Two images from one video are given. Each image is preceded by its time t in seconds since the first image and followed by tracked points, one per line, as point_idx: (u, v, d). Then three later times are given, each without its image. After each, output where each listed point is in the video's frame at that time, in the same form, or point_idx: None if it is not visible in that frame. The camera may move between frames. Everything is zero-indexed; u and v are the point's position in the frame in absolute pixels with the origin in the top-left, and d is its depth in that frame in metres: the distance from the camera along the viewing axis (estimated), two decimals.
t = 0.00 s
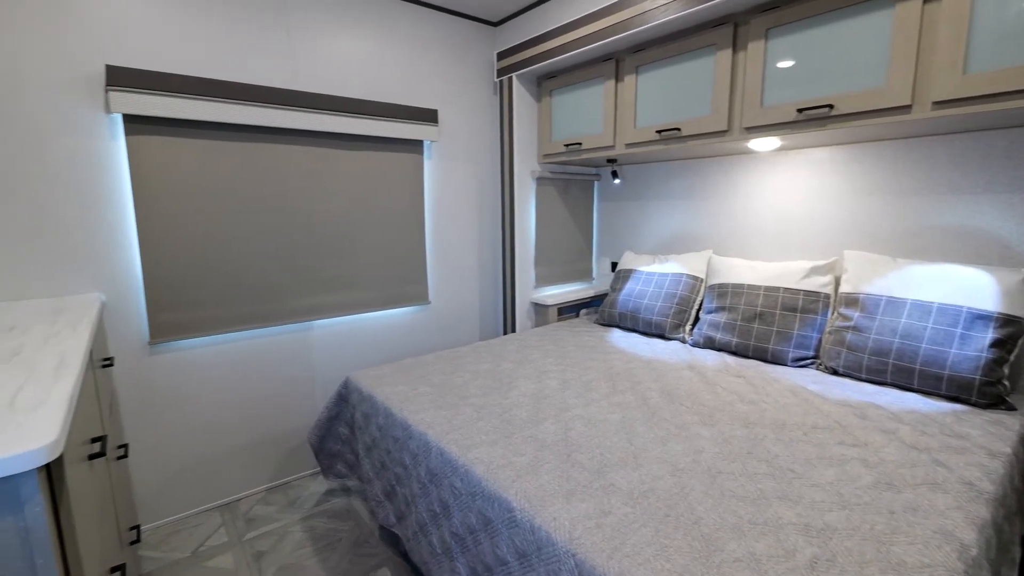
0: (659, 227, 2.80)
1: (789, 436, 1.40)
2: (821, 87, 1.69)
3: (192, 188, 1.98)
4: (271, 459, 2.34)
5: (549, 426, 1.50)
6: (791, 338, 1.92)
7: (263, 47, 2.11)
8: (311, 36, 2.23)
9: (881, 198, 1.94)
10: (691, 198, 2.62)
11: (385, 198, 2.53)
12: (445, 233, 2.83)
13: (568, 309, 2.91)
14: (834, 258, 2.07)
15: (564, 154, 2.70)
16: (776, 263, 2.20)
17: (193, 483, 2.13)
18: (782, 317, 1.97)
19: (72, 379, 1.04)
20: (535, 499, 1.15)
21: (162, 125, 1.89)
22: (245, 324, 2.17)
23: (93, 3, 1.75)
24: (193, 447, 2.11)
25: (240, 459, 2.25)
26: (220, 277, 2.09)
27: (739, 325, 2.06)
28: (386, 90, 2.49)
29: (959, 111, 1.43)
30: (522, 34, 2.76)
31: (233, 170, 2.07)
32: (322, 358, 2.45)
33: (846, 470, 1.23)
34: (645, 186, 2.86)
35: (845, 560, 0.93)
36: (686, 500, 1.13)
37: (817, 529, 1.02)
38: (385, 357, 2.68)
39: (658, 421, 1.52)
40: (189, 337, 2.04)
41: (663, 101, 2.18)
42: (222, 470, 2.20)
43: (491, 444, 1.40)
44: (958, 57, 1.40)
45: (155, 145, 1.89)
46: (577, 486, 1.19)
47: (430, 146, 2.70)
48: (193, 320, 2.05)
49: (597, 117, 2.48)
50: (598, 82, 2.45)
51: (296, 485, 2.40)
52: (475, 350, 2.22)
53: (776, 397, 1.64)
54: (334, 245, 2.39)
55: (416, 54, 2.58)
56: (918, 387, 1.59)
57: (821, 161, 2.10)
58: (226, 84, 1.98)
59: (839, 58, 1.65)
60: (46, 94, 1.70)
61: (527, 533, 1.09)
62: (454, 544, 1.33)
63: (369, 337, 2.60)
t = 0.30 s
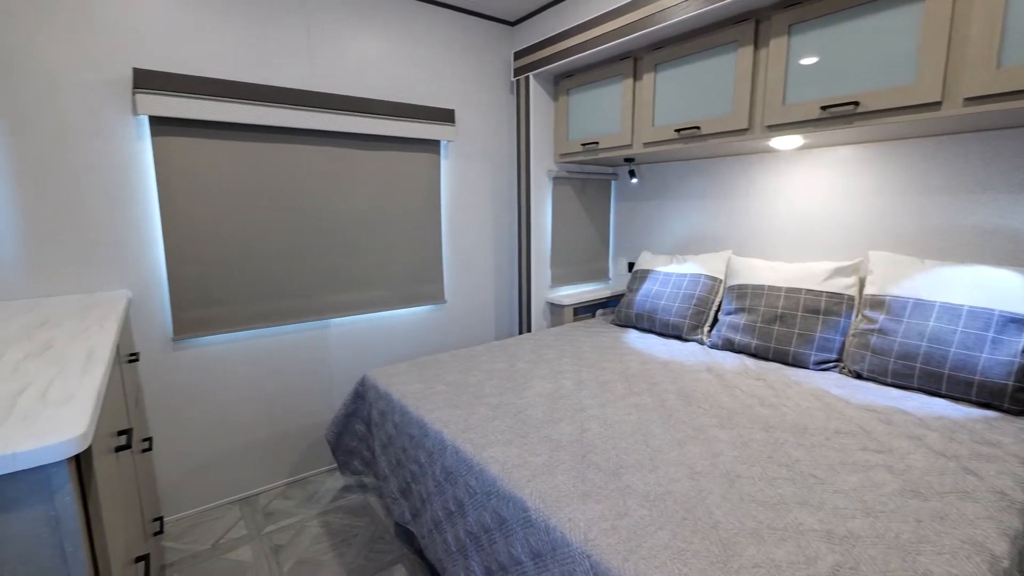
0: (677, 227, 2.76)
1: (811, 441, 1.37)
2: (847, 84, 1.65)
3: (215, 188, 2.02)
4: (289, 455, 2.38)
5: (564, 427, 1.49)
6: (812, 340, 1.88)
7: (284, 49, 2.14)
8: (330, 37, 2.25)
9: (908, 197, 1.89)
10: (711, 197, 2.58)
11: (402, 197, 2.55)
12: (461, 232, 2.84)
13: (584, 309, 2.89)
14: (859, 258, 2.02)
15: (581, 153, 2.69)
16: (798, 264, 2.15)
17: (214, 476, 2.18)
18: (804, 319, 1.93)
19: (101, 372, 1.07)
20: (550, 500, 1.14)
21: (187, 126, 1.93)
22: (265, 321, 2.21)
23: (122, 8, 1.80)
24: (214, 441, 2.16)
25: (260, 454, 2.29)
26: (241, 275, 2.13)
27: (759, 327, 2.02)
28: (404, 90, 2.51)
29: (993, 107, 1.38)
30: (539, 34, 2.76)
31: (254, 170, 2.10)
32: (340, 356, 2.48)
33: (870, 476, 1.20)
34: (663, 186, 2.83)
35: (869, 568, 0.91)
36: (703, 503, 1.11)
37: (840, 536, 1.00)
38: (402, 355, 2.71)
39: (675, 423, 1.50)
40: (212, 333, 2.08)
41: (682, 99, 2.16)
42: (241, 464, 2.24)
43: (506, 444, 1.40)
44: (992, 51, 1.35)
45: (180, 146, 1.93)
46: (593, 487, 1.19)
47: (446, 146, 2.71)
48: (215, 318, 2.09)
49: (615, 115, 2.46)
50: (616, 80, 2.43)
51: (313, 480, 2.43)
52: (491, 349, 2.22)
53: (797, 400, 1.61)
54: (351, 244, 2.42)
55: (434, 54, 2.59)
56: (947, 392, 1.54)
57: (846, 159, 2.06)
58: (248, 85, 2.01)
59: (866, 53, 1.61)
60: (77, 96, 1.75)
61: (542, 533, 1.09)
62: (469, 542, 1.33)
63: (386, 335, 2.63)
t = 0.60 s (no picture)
0: (696, 227, 2.73)
1: (833, 446, 1.34)
2: (873, 81, 1.61)
3: (238, 188, 2.07)
4: (307, 451, 2.41)
5: (580, 427, 1.49)
6: (836, 343, 1.84)
7: (304, 51, 2.17)
8: (350, 39, 2.28)
9: (937, 197, 1.84)
10: (731, 197, 2.54)
11: (420, 197, 2.57)
12: (477, 232, 2.85)
13: (600, 310, 2.88)
14: (885, 260, 1.97)
15: (598, 152, 2.68)
16: (821, 265, 2.11)
17: (234, 471, 2.22)
18: (827, 322, 1.89)
19: (127, 367, 1.10)
20: (565, 500, 1.14)
21: (211, 127, 1.98)
22: (284, 319, 2.25)
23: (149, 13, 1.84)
24: (235, 436, 2.20)
25: (278, 450, 2.33)
26: (262, 274, 2.17)
27: (780, 329, 1.99)
28: (421, 91, 2.53)
29: None
30: (556, 33, 2.75)
31: (275, 171, 2.14)
32: (358, 354, 2.51)
33: (895, 483, 1.17)
34: (681, 185, 2.80)
35: None
36: (722, 508, 1.10)
37: (863, 544, 0.97)
38: (418, 354, 2.73)
39: (693, 425, 1.48)
40: (233, 330, 2.12)
41: (701, 97, 2.13)
42: (260, 459, 2.28)
43: (521, 444, 1.40)
44: None
45: (204, 147, 1.97)
46: (609, 489, 1.18)
47: (463, 146, 2.72)
48: (237, 315, 2.13)
49: (633, 115, 2.44)
50: (634, 79, 2.42)
51: (330, 476, 2.46)
52: (507, 349, 2.23)
53: (819, 404, 1.58)
54: (369, 243, 2.45)
55: (452, 55, 2.61)
56: (977, 398, 1.49)
57: (871, 158, 2.01)
58: (270, 87, 2.05)
59: (893, 49, 1.57)
60: (105, 99, 1.81)
61: (557, 534, 1.08)
62: (483, 541, 1.33)
63: (403, 334, 2.65)
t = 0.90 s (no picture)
0: (714, 227, 2.70)
1: (856, 451, 1.31)
2: (900, 77, 1.57)
3: (258, 188, 2.10)
4: (324, 448, 2.44)
5: (595, 428, 1.48)
6: (859, 347, 1.80)
7: (324, 53, 2.20)
8: (368, 41, 2.30)
9: (966, 197, 1.78)
10: (750, 197, 2.51)
11: (436, 197, 2.58)
12: (493, 231, 2.85)
13: (616, 310, 2.86)
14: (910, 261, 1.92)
15: (615, 152, 2.66)
16: (844, 266, 2.07)
17: (253, 466, 2.26)
18: (849, 325, 1.85)
19: (153, 363, 1.13)
20: (581, 501, 1.14)
21: (232, 128, 2.01)
22: (303, 317, 2.28)
23: (174, 17, 1.89)
24: (254, 431, 2.24)
25: (296, 446, 2.36)
26: (282, 272, 2.20)
27: (801, 332, 1.95)
28: (438, 91, 2.54)
29: None
30: (573, 32, 2.74)
31: (294, 171, 2.17)
32: (374, 352, 2.53)
33: (920, 490, 1.14)
34: (699, 185, 2.77)
35: None
36: (740, 512, 1.08)
37: (887, 552, 0.95)
38: (434, 353, 2.74)
39: (710, 428, 1.46)
40: (253, 328, 2.16)
41: (721, 96, 2.10)
42: (278, 455, 2.32)
43: (536, 444, 1.40)
44: None
45: (226, 148, 2.01)
46: (625, 491, 1.17)
47: (479, 146, 2.73)
48: (257, 313, 2.17)
49: (651, 114, 2.42)
50: (652, 78, 2.40)
51: (346, 473, 2.49)
52: (522, 349, 2.22)
53: (841, 409, 1.55)
54: (386, 242, 2.47)
55: (469, 55, 2.61)
56: (1008, 405, 1.45)
57: (897, 157, 1.96)
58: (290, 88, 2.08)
59: (921, 45, 1.52)
60: (132, 102, 1.85)
61: (572, 535, 1.08)
62: (498, 541, 1.33)
63: (419, 333, 2.67)
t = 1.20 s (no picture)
0: (732, 227, 2.66)
1: (879, 457, 1.29)
2: (928, 74, 1.53)
3: (277, 189, 2.13)
4: (340, 445, 2.47)
5: (610, 429, 1.47)
6: (882, 350, 1.76)
7: (342, 55, 2.23)
8: (385, 42, 2.32)
9: (996, 197, 1.73)
10: (770, 196, 2.47)
11: (451, 197, 2.59)
12: (508, 231, 2.85)
13: (632, 310, 2.84)
14: (937, 263, 1.87)
15: (632, 152, 2.64)
16: (867, 268, 2.02)
17: (270, 462, 2.30)
18: (872, 327, 1.81)
19: (175, 359, 1.15)
20: (595, 503, 1.13)
21: (253, 129, 2.05)
22: (321, 316, 2.31)
23: (196, 21, 1.93)
24: (272, 428, 2.28)
25: (312, 443, 2.39)
26: (300, 271, 2.23)
27: (822, 334, 1.91)
28: (455, 91, 2.55)
29: None
30: (590, 31, 2.72)
31: (313, 171, 2.20)
32: (390, 351, 2.55)
33: (947, 498, 1.11)
34: (717, 185, 2.73)
35: None
36: (757, 517, 1.06)
37: (911, 561, 0.93)
38: (448, 352, 2.75)
39: (728, 431, 1.44)
40: (272, 326, 2.20)
41: (741, 94, 2.07)
42: (295, 452, 2.35)
43: (550, 444, 1.40)
44: None
45: (247, 149, 2.04)
46: (640, 493, 1.16)
47: (495, 146, 2.73)
48: (276, 311, 2.20)
49: (668, 113, 2.40)
50: (669, 76, 2.37)
51: (361, 470, 2.51)
52: (536, 349, 2.22)
53: (863, 413, 1.51)
54: (402, 242, 2.49)
55: (485, 55, 2.62)
56: None
57: (923, 156, 1.91)
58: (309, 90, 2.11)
59: (950, 40, 1.48)
60: (156, 104, 1.90)
61: (586, 537, 1.07)
62: (512, 541, 1.33)
63: (434, 332, 2.68)
